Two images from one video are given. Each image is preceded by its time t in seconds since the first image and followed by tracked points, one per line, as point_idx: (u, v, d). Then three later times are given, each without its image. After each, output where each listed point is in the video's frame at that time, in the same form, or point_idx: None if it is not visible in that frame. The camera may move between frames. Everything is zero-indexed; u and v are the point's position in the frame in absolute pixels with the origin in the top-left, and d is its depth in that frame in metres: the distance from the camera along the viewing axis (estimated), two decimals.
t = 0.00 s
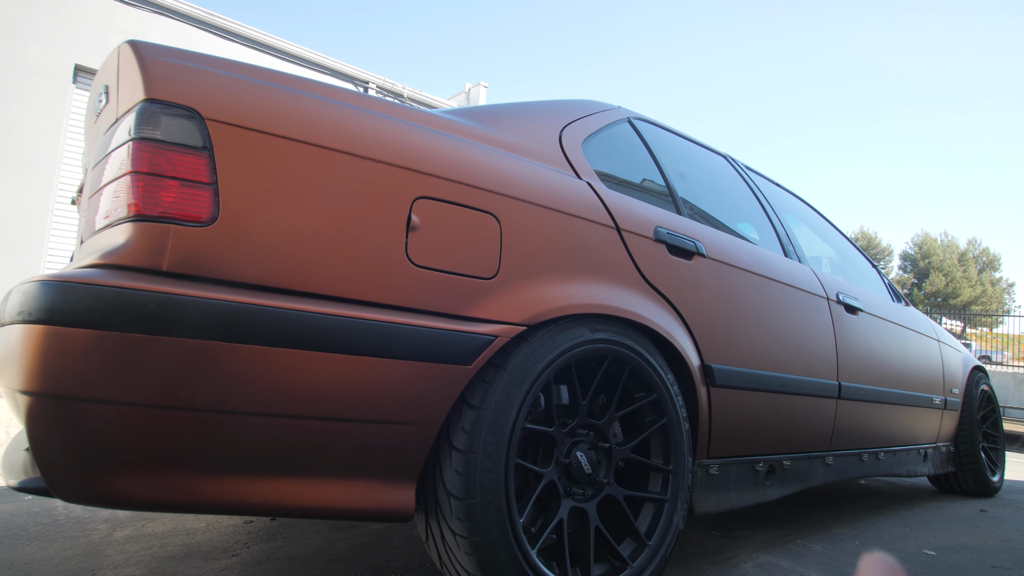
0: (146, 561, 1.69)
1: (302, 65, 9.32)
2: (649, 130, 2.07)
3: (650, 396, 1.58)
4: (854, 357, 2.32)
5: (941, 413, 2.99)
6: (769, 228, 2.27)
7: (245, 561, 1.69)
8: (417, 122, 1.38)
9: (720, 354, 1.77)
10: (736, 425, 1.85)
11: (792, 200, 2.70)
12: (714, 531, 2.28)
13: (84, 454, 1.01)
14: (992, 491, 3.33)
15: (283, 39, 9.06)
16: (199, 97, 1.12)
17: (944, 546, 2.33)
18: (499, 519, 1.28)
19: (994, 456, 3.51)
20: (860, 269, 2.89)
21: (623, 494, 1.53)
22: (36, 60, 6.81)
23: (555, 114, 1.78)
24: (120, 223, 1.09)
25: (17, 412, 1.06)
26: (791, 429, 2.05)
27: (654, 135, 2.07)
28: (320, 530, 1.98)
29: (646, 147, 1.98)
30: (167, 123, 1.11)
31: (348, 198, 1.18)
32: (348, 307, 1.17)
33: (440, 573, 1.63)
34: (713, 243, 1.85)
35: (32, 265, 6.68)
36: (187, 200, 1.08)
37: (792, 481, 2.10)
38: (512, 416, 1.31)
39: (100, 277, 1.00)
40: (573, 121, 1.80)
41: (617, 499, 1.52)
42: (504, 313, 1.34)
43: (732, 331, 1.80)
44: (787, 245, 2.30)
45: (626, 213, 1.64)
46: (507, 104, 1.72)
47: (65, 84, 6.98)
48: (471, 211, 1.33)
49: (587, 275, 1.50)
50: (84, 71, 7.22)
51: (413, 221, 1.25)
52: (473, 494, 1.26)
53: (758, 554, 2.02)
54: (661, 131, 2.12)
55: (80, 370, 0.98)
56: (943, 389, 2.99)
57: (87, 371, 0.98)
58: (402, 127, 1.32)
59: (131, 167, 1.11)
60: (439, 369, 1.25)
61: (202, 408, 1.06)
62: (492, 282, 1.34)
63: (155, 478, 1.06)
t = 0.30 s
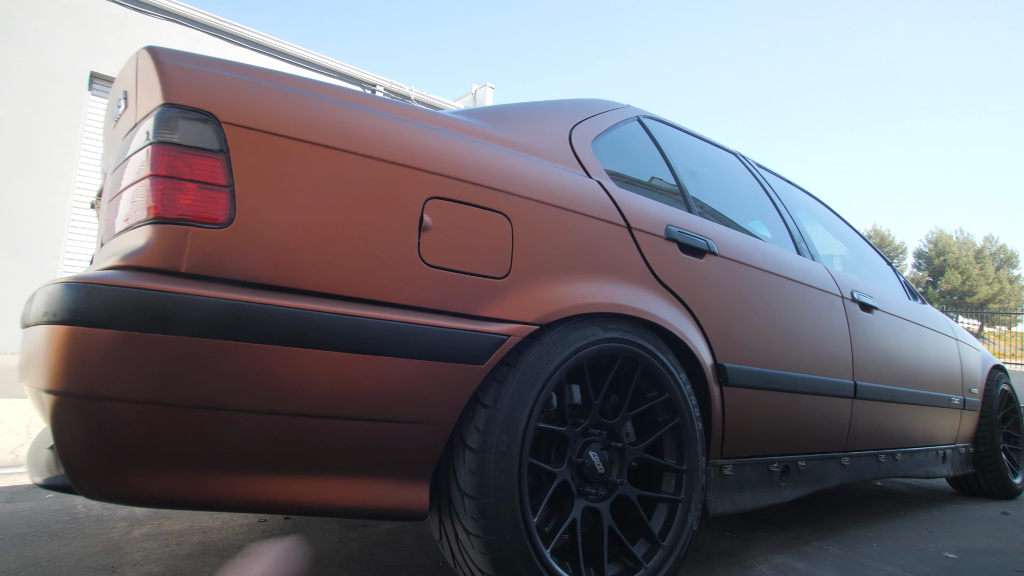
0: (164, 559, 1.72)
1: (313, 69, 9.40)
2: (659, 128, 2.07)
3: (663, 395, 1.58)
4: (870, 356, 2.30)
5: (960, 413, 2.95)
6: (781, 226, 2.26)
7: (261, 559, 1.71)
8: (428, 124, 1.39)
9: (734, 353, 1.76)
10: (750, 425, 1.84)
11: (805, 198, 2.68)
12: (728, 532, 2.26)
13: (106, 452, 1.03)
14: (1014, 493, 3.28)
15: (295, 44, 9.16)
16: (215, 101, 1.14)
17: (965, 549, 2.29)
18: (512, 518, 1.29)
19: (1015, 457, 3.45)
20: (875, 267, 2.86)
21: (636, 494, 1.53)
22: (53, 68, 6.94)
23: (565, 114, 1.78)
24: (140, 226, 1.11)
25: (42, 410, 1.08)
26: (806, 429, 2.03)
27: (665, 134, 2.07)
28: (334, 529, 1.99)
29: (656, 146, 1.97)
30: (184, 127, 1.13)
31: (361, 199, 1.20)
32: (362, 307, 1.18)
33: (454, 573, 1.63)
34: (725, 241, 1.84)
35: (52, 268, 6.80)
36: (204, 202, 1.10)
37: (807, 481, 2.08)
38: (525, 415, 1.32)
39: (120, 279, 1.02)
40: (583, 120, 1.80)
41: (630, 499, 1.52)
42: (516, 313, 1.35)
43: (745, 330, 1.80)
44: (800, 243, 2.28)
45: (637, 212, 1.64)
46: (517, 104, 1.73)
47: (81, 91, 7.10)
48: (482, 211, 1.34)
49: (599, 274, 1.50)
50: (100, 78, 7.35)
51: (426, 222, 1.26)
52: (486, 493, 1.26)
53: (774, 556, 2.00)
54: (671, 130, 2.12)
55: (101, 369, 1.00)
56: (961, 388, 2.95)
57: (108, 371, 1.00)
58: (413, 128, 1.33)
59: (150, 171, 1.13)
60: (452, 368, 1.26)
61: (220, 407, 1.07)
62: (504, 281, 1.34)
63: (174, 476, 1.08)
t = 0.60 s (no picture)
0: (198, 567, 1.75)
1: (332, 82, 9.55)
2: (678, 130, 2.05)
3: (690, 399, 1.56)
4: (902, 356, 2.24)
5: (998, 413, 2.86)
6: (806, 225, 2.22)
7: (292, 568, 1.73)
8: (449, 133, 1.40)
9: (761, 355, 1.73)
10: (780, 428, 1.81)
11: (829, 195, 2.64)
12: (760, 538, 2.22)
13: (142, 463, 1.05)
14: None
15: (315, 58, 9.32)
16: (241, 117, 1.17)
17: (1010, 555, 2.21)
18: (541, 525, 1.28)
19: None
20: (904, 265, 2.80)
21: (665, 500, 1.51)
22: (83, 90, 7.17)
23: (584, 119, 1.78)
24: (172, 241, 1.13)
25: (81, 423, 1.11)
26: (838, 432, 1.99)
27: (685, 136, 2.05)
28: (362, 537, 2.01)
29: (676, 148, 1.96)
30: (213, 143, 1.16)
31: (384, 209, 1.21)
32: (388, 317, 1.19)
33: None
34: (749, 242, 1.82)
35: (85, 284, 7.00)
36: (233, 216, 1.12)
37: (841, 486, 2.04)
38: (552, 422, 1.32)
39: (154, 293, 1.04)
40: (601, 125, 1.79)
41: (659, 505, 1.50)
42: (541, 319, 1.34)
43: (772, 332, 1.77)
44: (826, 242, 2.24)
45: (658, 215, 1.63)
46: (536, 110, 1.73)
47: (110, 111, 7.32)
48: (504, 218, 1.34)
49: (622, 278, 1.49)
50: (128, 97, 7.56)
51: (449, 230, 1.27)
52: (515, 501, 1.26)
53: (808, 562, 1.96)
54: (691, 132, 2.10)
55: (136, 382, 1.02)
56: (999, 387, 2.86)
57: (143, 384, 1.02)
58: (433, 137, 1.34)
59: (181, 187, 1.16)
60: (478, 375, 1.26)
61: (251, 417, 1.09)
62: (528, 288, 1.35)
63: (208, 486, 1.10)
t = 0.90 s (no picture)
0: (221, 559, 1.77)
1: (345, 79, 9.57)
2: (696, 124, 2.04)
3: (708, 393, 1.56)
4: (922, 351, 2.22)
5: (1019, 409, 2.83)
6: (825, 219, 2.21)
7: (313, 559, 1.75)
8: (467, 128, 1.40)
9: (780, 350, 1.72)
10: (798, 422, 1.80)
11: (848, 190, 2.61)
12: (777, 532, 2.22)
13: (169, 454, 1.07)
14: None
15: (328, 56, 9.35)
16: (264, 113, 1.18)
17: None
18: (560, 517, 1.29)
19: None
20: (924, 259, 2.77)
21: (683, 493, 1.51)
22: (101, 88, 7.24)
23: (601, 113, 1.78)
24: (195, 236, 1.15)
25: (109, 416, 1.12)
26: (856, 427, 1.98)
27: (702, 130, 2.04)
28: (381, 529, 2.02)
29: (693, 142, 1.95)
30: (234, 139, 1.17)
31: (405, 204, 1.22)
32: (409, 311, 1.20)
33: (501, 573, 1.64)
34: (767, 236, 1.81)
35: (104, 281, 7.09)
36: (255, 211, 1.13)
37: (859, 480, 2.03)
38: (571, 415, 1.32)
39: (179, 288, 1.06)
40: (619, 119, 1.79)
41: (677, 498, 1.50)
42: (559, 313, 1.35)
43: (791, 326, 1.76)
44: (846, 237, 2.22)
45: (677, 209, 1.62)
46: (553, 105, 1.73)
47: (127, 109, 7.39)
48: (522, 212, 1.35)
49: (640, 272, 1.49)
50: (145, 96, 7.64)
51: (468, 224, 1.27)
52: (534, 493, 1.27)
53: (826, 556, 1.96)
54: (709, 126, 2.09)
55: (163, 375, 1.04)
56: (1020, 383, 2.83)
57: (169, 377, 1.04)
58: (453, 132, 1.35)
59: (203, 183, 1.17)
60: (497, 369, 1.27)
61: (275, 410, 1.10)
62: (547, 282, 1.35)
63: (233, 477, 1.11)
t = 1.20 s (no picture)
0: None
1: (336, 88, 9.57)
2: (686, 126, 2.05)
3: (705, 394, 1.56)
4: (917, 346, 2.23)
5: (1015, 400, 2.84)
6: (817, 217, 2.21)
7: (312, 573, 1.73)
8: (457, 135, 1.40)
9: (775, 349, 1.72)
10: (796, 421, 1.80)
11: (839, 187, 2.62)
12: (778, 531, 2.21)
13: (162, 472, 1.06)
14: None
15: (318, 65, 9.35)
16: (252, 125, 1.17)
17: None
18: (559, 524, 1.28)
19: None
20: (916, 254, 2.78)
21: (683, 496, 1.51)
22: (92, 103, 7.22)
23: (591, 117, 1.78)
24: (184, 251, 1.14)
25: (100, 434, 1.11)
26: (854, 423, 1.98)
27: (692, 131, 2.05)
28: (380, 541, 2.01)
29: (684, 143, 1.95)
30: (223, 152, 1.16)
31: (395, 213, 1.21)
32: (402, 320, 1.19)
33: None
34: (760, 235, 1.81)
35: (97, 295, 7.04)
36: (245, 224, 1.12)
37: (858, 477, 2.03)
38: (568, 420, 1.32)
39: (169, 303, 1.05)
40: (609, 122, 1.79)
41: (676, 501, 1.50)
42: (554, 318, 1.34)
43: (786, 325, 1.76)
44: (838, 234, 2.23)
45: (669, 211, 1.62)
46: (543, 110, 1.73)
47: (118, 123, 7.37)
48: (514, 218, 1.34)
49: (633, 275, 1.49)
50: (137, 110, 7.62)
51: (459, 232, 1.27)
52: (532, 500, 1.26)
53: (828, 554, 1.95)
54: (699, 127, 2.09)
55: (154, 391, 1.02)
56: (1015, 374, 2.84)
57: (160, 393, 1.03)
58: (442, 140, 1.35)
59: (192, 197, 1.16)
60: (492, 376, 1.27)
61: (269, 424, 1.09)
62: (540, 287, 1.35)
63: (227, 493, 1.10)
